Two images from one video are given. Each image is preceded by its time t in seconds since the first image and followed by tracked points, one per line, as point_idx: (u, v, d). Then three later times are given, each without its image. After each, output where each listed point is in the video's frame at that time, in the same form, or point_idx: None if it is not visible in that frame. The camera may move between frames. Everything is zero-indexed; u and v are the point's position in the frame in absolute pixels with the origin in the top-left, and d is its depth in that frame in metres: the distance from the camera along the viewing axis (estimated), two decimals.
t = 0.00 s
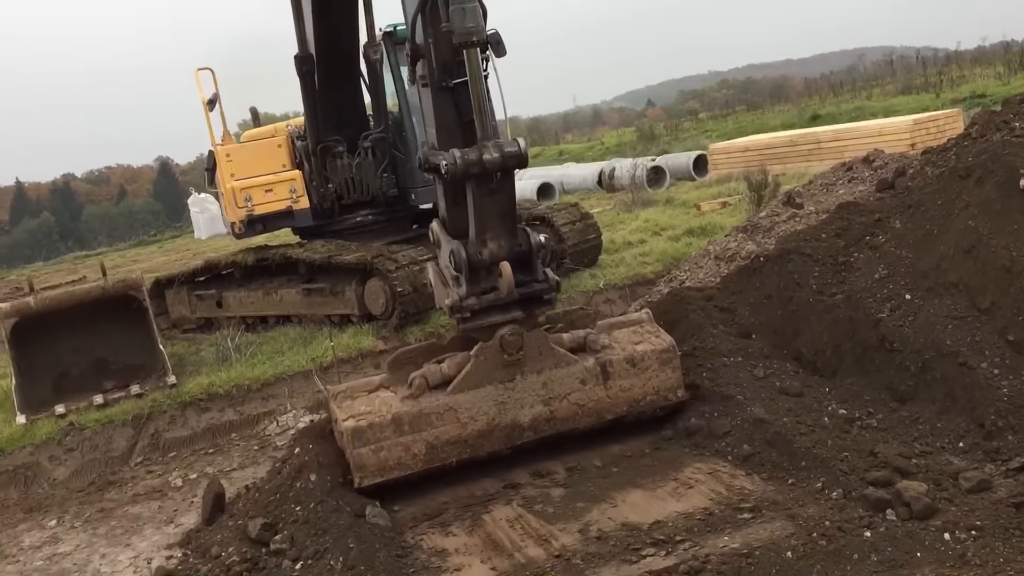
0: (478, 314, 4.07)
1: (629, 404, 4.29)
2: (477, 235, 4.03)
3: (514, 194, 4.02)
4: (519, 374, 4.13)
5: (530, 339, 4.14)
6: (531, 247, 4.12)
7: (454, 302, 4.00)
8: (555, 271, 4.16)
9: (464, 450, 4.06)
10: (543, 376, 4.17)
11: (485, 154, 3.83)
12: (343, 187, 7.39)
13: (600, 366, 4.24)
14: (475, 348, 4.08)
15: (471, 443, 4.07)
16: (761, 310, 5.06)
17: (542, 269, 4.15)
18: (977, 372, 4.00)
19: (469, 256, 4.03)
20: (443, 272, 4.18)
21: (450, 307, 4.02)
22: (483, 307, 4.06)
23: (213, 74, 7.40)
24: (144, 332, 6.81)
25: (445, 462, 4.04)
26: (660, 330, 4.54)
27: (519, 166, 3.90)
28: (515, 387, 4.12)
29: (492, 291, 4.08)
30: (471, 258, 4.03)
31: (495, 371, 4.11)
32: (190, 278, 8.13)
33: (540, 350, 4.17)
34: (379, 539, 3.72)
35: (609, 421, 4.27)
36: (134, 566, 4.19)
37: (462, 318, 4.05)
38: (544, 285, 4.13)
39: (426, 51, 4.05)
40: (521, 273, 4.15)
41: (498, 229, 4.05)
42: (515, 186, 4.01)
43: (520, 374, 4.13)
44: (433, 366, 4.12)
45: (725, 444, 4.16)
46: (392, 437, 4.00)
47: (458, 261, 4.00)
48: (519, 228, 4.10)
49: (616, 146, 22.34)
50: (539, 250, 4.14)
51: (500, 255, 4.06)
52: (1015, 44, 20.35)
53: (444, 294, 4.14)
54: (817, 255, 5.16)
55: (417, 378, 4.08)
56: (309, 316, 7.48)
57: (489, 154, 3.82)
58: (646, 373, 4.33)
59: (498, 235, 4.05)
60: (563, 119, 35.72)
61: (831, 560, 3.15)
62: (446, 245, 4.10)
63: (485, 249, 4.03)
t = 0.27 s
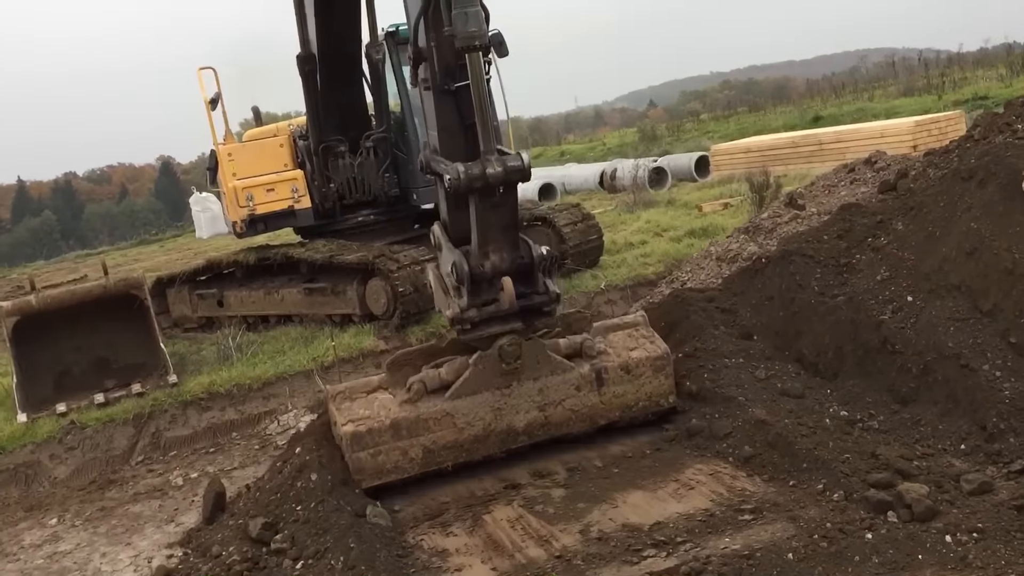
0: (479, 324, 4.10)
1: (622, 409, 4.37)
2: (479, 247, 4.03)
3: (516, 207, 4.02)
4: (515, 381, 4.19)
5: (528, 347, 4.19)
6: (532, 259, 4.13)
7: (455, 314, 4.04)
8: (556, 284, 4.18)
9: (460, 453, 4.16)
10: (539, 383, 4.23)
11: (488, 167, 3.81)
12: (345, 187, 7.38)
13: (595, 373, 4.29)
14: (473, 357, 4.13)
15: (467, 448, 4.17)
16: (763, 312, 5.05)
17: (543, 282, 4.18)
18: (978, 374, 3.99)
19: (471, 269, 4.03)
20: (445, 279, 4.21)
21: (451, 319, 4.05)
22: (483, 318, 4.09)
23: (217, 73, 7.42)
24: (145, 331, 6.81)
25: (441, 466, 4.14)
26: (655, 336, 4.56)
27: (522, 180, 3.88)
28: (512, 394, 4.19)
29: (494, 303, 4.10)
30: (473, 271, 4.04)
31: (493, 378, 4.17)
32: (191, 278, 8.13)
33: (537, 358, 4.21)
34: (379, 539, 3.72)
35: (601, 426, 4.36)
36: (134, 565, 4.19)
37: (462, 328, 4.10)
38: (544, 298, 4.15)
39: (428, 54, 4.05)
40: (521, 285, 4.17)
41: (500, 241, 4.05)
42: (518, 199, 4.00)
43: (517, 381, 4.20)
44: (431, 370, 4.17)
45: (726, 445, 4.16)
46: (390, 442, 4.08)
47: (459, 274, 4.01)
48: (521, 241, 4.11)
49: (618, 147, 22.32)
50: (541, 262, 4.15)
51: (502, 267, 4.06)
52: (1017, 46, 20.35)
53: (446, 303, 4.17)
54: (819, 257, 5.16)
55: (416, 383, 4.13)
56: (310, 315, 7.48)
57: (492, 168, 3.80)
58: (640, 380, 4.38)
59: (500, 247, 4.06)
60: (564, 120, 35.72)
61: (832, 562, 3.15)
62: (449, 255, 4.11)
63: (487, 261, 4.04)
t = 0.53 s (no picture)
0: (479, 330, 4.16)
1: (616, 410, 4.46)
2: (482, 257, 4.02)
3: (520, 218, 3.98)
4: (512, 383, 4.26)
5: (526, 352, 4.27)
6: (535, 268, 4.14)
7: (456, 323, 4.09)
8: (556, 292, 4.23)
9: (457, 453, 4.24)
10: (536, 385, 4.30)
11: (492, 178, 3.77)
12: (347, 187, 7.38)
13: (590, 375, 4.37)
14: (473, 361, 4.20)
15: (463, 447, 4.25)
16: (766, 314, 5.04)
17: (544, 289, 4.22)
18: (980, 378, 3.99)
19: (473, 279, 4.03)
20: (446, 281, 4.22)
21: (453, 328, 4.10)
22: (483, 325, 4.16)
23: (218, 73, 7.40)
24: (146, 330, 6.81)
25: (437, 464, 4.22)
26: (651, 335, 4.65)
27: (527, 191, 3.85)
28: (509, 395, 4.26)
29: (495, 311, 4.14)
30: (476, 279, 4.04)
31: (490, 380, 4.24)
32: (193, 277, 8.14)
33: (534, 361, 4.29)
34: (381, 540, 3.72)
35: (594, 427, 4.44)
36: (135, 564, 4.19)
37: (463, 334, 4.16)
38: (544, 306, 4.22)
39: (431, 55, 4.04)
40: (523, 292, 4.20)
41: (504, 251, 4.03)
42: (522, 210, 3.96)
43: (514, 383, 4.27)
44: (430, 371, 4.23)
45: (728, 448, 4.16)
46: (388, 442, 4.15)
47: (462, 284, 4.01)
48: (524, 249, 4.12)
49: (619, 148, 22.31)
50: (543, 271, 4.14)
51: (504, 276, 4.06)
52: (1019, 50, 20.36)
53: (446, 307, 4.19)
54: (821, 259, 5.16)
55: (415, 384, 4.20)
56: (312, 316, 7.48)
57: (497, 178, 3.77)
58: (634, 382, 4.47)
59: (503, 257, 4.04)
60: (566, 121, 35.73)
61: (833, 564, 3.15)
62: (452, 261, 4.10)
63: (489, 270, 4.03)
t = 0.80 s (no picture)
0: (480, 339, 4.11)
1: (609, 410, 4.55)
2: (484, 267, 4.01)
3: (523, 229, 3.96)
4: (510, 385, 4.32)
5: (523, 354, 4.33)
6: (537, 279, 4.10)
7: (456, 331, 4.05)
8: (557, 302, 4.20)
9: (453, 451, 4.32)
10: (533, 387, 4.36)
11: (495, 191, 3.79)
12: (347, 189, 7.39)
13: (586, 377, 4.44)
14: (472, 365, 4.24)
15: (460, 446, 4.32)
16: (766, 317, 5.05)
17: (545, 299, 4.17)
18: (981, 382, 3.99)
19: (475, 289, 4.02)
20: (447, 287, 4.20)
21: (454, 336, 4.07)
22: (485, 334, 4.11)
23: (220, 75, 7.44)
24: (147, 331, 6.81)
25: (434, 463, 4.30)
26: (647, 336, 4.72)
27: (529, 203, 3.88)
28: (506, 397, 4.32)
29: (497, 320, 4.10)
30: (477, 290, 4.04)
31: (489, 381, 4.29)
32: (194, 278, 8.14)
33: (532, 364, 4.34)
34: (381, 542, 3.73)
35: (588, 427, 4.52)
36: (136, 565, 4.19)
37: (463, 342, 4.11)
38: (545, 316, 4.17)
39: (434, 56, 4.04)
40: (524, 301, 4.16)
41: (505, 261, 4.03)
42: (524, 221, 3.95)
43: (511, 385, 4.32)
44: (429, 372, 4.28)
45: (728, 451, 4.17)
46: (387, 441, 4.21)
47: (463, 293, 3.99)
48: (526, 260, 4.08)
49: (620, 151, 22.31)
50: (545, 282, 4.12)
51: (506, 287, 4.05)
52: (1020, 54, 20.39)
53: (447, 313, 4.17)
54: (822, 263, 5.16)
55: (413, 385, 4.25)
56: (312, 317, 7.49)
57: (500, 191, 3.78)
58: (628, 384, 4.55)
59: (505, 267, 4.04)
60: (566, 124, 35.74)
61: (833, 568, 3.15)
62: (454, 270, 4.08)
63: (491, 280, 4.02)
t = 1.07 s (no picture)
0: (482, 348, 4.10)
1: (604, 412, 4.57)
2: (487, 278, 3.99)
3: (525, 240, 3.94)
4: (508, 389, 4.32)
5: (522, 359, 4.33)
6: (540, 291, 4.08)
7: (458, 342, 4.04)
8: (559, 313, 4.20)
9: (449, 452, 4.33)
10: (531, 390, 4.36)
11: (498, 203, 3.78)
12: (347, 193, 7.40)
13: (583, 381, 4.46)
14: (470, 370, 4.24)
15: (457, 448, 4.33)
16: (766, 323, 5.05)
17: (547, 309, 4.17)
18: (980, 389, 3.99)
19: (477, 300, 4.00)
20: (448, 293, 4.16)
21: (455, 346, 4.06)
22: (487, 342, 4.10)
23: (220, 78, 7.37)
24: (146, 334, 6.80)
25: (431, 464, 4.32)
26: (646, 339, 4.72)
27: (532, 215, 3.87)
28: (504, 401, 4.31)
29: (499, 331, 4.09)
30: (480, 301, 4.01)
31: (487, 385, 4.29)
32: (194, 281, 8.15)
33: (530, 367, 4.35)
34: (380, 545, 3.72)
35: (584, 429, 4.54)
36: (134, 568, 4.18)
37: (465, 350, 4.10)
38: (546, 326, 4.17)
39: (436, 60, 4.05)
40: (526, 312, 4.13)
41: (508, 272, 4.01)
42: (527, 232, 3.93)
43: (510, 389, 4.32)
44: (428, 376, 4.27)
45: (727, 455, 4.17)
46: (384, 443, 4.21)
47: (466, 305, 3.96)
48: (529, 271, 4.06)
49: (620, 156, 22.33)
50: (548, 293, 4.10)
51: (508, 298, 4.02)
52: (1019, 61, 20.43)
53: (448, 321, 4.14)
54: (822, 268, 5.17)
55: (412, 388, 4.25)
56: (312, 320, 7.49)
57: (503, 202, 3.77)
58: (623, 388, 4.57)
59: (507, 278, 4.02)
60: (566, 128, 35.79)
61: (832, 573, 3.15)
62: (457, 279, 4.05)
63: (494, 291, 4.01)
